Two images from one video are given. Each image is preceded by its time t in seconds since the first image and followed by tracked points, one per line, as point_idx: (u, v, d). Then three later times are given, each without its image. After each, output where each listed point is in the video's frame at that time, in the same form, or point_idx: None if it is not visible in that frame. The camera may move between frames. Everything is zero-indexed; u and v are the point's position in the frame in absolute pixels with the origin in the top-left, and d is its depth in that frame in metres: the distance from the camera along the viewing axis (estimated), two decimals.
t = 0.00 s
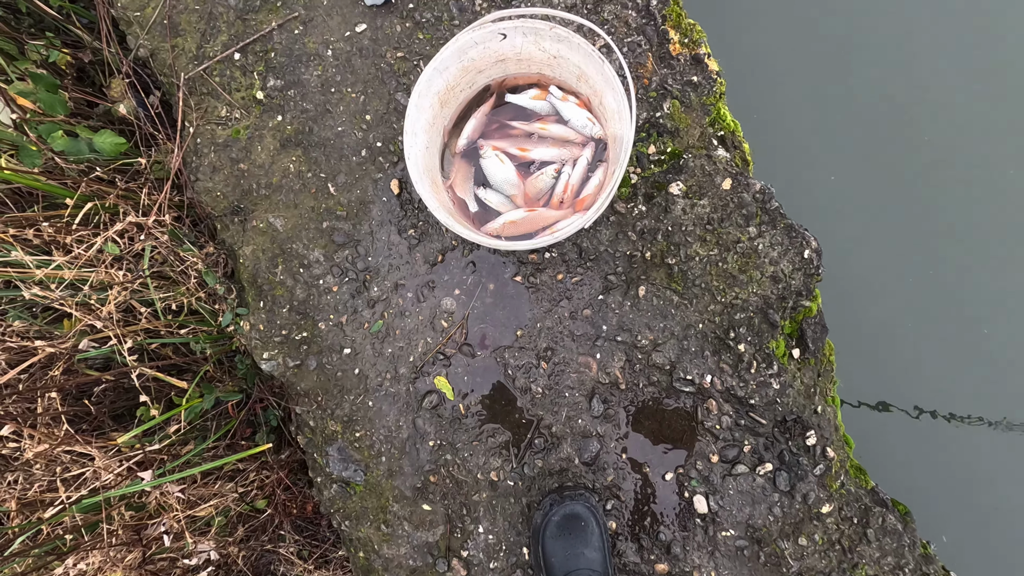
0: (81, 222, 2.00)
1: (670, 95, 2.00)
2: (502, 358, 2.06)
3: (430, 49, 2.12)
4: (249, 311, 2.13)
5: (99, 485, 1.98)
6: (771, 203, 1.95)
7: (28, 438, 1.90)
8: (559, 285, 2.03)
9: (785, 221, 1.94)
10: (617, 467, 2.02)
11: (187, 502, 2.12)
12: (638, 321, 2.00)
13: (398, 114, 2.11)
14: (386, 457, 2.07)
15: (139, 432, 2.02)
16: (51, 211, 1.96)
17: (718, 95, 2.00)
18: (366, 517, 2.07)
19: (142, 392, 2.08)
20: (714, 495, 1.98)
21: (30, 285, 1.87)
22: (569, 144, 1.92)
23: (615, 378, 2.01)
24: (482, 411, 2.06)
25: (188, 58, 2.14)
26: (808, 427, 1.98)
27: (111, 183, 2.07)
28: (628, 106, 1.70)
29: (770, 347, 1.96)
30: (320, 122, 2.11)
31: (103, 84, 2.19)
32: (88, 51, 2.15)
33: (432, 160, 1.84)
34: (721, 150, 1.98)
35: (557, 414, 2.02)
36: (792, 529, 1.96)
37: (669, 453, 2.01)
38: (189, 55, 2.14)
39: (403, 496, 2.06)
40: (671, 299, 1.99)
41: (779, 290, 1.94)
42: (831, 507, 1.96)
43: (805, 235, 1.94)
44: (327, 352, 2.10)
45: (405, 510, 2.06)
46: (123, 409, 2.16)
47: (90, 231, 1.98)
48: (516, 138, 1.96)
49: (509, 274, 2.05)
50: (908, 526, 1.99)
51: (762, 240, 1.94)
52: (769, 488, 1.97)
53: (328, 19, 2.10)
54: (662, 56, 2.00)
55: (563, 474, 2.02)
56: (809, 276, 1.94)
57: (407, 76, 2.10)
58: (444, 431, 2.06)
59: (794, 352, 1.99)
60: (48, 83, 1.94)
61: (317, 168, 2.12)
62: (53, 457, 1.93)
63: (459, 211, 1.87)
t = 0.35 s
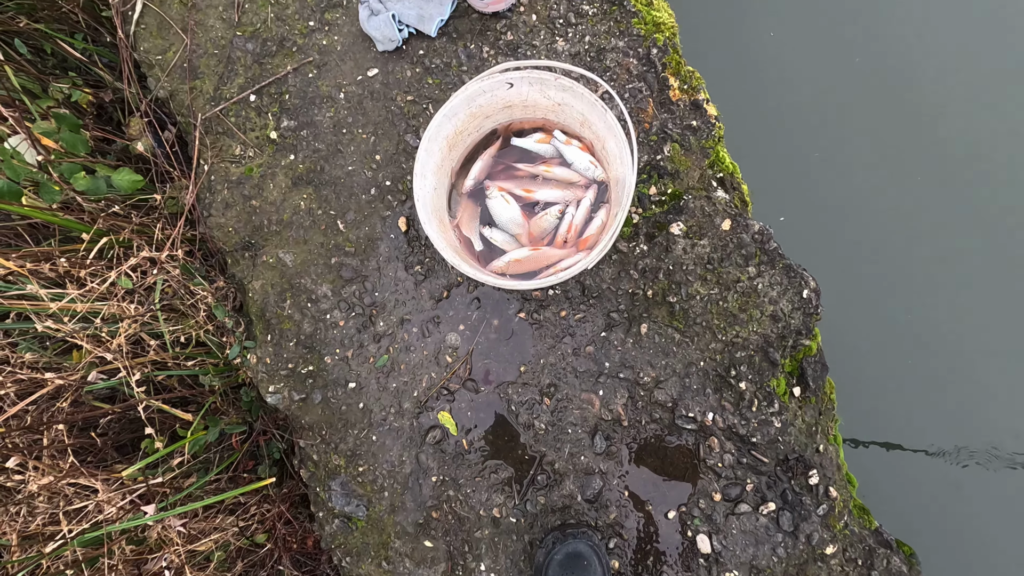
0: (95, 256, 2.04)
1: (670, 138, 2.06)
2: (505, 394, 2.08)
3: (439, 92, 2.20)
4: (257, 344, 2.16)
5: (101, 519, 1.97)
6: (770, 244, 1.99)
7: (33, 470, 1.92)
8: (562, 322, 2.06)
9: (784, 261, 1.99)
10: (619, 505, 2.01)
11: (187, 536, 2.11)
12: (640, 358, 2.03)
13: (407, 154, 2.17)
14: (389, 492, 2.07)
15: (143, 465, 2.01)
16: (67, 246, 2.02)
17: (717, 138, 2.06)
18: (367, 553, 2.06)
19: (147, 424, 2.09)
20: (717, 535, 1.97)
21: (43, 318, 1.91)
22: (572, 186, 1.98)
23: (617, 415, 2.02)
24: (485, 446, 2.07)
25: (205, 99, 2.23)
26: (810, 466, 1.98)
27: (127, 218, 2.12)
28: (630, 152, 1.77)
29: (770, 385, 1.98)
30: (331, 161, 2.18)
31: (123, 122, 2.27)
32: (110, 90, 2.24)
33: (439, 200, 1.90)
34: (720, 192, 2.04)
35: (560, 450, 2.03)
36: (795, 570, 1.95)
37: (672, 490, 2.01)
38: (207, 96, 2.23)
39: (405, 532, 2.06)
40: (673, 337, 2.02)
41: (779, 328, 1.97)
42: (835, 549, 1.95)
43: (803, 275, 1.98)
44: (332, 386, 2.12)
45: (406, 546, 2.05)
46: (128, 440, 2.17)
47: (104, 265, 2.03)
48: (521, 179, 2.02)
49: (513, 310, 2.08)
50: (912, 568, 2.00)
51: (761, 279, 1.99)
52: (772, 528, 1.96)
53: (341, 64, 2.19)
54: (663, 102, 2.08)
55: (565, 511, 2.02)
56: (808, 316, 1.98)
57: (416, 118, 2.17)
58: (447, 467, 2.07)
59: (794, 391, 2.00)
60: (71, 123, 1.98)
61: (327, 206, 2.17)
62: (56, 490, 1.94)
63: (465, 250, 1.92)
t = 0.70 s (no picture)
0: (102, 280, 2.07)
1: (667, 169, 2.11)
2: (504, 420, 2.09)
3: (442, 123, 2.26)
4: (259, 367, 2.19)
5: (98, 543, 1.97)
6: (765, 273, 2.03)
7: (32, 493, 1.92)
8: (561, 348, 2.08)
9: (779, 290, 2.02)
10: (618, 533, 2.00)
11: (183, 562, 2.09)
12: (638, 386, 2.04)
13: (410, 183, 2.23)
14: (386, 518, 2.07)
15: (142, 488, 2.01)
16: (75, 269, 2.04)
17: (713, 170, 2.12)
18: None
19: (147, 447, 2.09)
20: (716, 565, 1.96)
21: (49, 341, 1.94)
22: (571, 216, 2.02)
23: (615, 442, 2.03)
24: (483, 473, 2.07)
25: (215, 128, 2.30)
26: (809, 496, 1.98)
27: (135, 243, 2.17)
28: (627, 184, 1.82)
29: (768, 413, 2.00)
30: (336, 189, 2.24)
31: (134, 149, 2.34)
32: (122, 119, 2.30)
33: (441, 229, 1.94)
34: (716, 222, 2.09)
35: (558, 477, 2.03)
36: None
37: (670, 519, 2.00)
38: (217, 125, 2.30)
39: (402, 559, 2.05)
40: (671, 364, 2.04)
41: (775, 356, 1.99)
42: None
43: (798, 304, 2.01)
44: (332, 411, 2.13)
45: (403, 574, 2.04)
46: (127, 463, 2.18)
47: (111, 289, 2.05)
48: (521, 209, 2.07)
49: (512, 336, 2.11)
50: None
51: (757, 308, 2.02)
52: (772, 558, 1.95)
53: (347, 96, 2.26)
54: (660, 134, 2.14)
55: (563, 539, 2.01)
56: (804, 344, 2.00)
57: (420, 148, 2.23)
58: (445, 493, 2.07)
59: (791, 419, 2.01)
60: (85, 151, 2.03)
61: (331, 232, 2.22)
62: (54, 513, 1.94)
63: (466, 277, 1.95)
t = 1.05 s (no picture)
0: (109, 292, 2.09)
1: (668, 187, 2.14)
2: (505, 434, 2.09)
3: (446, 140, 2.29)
4: (262, 381, 2.20)
5: (97, 556, 1.97)
6: (766, 290, 2.05)
7: (33, 505, 1.92)
8: (562, 363, 2.09)
9: (780, 307, 2.04)
10: (619, 550, 1.99)
11: None
12: (639, 401, 2.05)
13: (414, 199, 2.26)
14: (387, 533, 2.06)
15: (142, 501, 2.02)
16: (82, 282, 2.07)
17: (713, 188, 2.14)
18: None
19: (148, 460, 2.09)
20: None
21: (55, 352, 1.95)
22: (573, 232, 2.05)
23: (617, 458, 2.03)
24: (484, 488, 2.06)
25: (223, 144, 2.33)
26: (811, 513, 1.97)
27: (141, 256, 2.19)
28: (629, 201, 1.84)
29: (769, 430, 2.00)
30: (341, 205, 2.26)
31: (142, 163, 2.37)
32: (132, 134, 2.35)
33: (445, 244, 1.96)
34: (716, 239, 2.11)
35: (559, 493, 2.03)
36: None
37: (672, 536, 1.99)
38: (225, 141, 2.33)
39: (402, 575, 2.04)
40: (672, 380, 2.05)
41: (776, 373, 2.00)
42: None
43: (799, 321, 2.03)
44: (334, 425, 2.14)
45: None
46: (128, 476, 2.17)
47: (117, 301, 2.08)
48: (524, 224, 2.09)
49: (514, 350, 2.12)
50: None
51: (758, 324, 2.03)
52: None
53: (354, 113, 2.30)
54: (661, 152, 2.17)
55: (564, 556, 2.00)
56: (805, 361, 2.01)
57: (424, 164, 2.26)
58: (446, 508, 2.06)
59: (793, 436, 2.01)
60: (95, 166, 2.08)
61: (336, 247, 2.24)
62: (54, 526, 1.94)
63: (469, 292, 1.97)
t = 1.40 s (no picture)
0: (113, 301, 2.10)
1: (672, 199, 2.15)
2: (508, 446, 2.08)
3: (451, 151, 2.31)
4: (264, 390, 2.19)
5: (97, 567, 1.95)
6: (770, 301, 2.05)
7: (32, 514, 1.91)
8: (566, 374, 2.09)
9: (784, 318, 2.04)
10: (623, 563, 1.97)
11: None
12: (643, 413, 2.04)
13: (419, 210, 2.27)
14: (388, 545, 2.04)
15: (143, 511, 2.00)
16: (86, 290, 2.08)
17: (717, 199, 2.15)
18: None
19: (150, 470, 2.08)
20: None
21: (58, 361, 1.96)
22: (577, 242, 2.05)
23: (620, 470, 2.02)
24: (487, 499, 2.05)
25: (230, 154, 2.35)
26: (817, 527, 1.95)
27: (146, 265, 2.20)
28: (633, 212, 1.85)
29: (774, 442, 1.99)
30: (346, 215, 2.27)
31: (149, 172, 2.39)
32: (139, 144, 2.38)
33: (449, 254, 1.97)
34: (720, 250, 2.11)
35: (562, 505, 2.01)
36: None
37: (676, 550, 1.97)
38: (231, 151, 2.35)
39: None
40: (676, 391, 2.04)
41: (781, 385, 2.00)
42: None
43: (803, 332, 2.02)
44: (336, 435, 2.13)
45: None
46: (128, 486, 2.16)
47: (122, 310, 2.09)
48: (528, 235, 2.10)
49: (518, 361, 2.11)
50: None
51: (762, 336, 2.03)
52: None
53: (359, 124, 2.32)
54: (664, 164, 2.18)
55: (568, 569, 1.98)
56: (809, 373, 2.00)
57: (429, 175, 2.28)
58: (448, 520, 2.05)
59: (798, 449, 1.99)
60: (103, 176, 2.05)
61: (340, 256, 2.25)
62: (54, 536, 1.93)
63: (472, 301, 1.97)
